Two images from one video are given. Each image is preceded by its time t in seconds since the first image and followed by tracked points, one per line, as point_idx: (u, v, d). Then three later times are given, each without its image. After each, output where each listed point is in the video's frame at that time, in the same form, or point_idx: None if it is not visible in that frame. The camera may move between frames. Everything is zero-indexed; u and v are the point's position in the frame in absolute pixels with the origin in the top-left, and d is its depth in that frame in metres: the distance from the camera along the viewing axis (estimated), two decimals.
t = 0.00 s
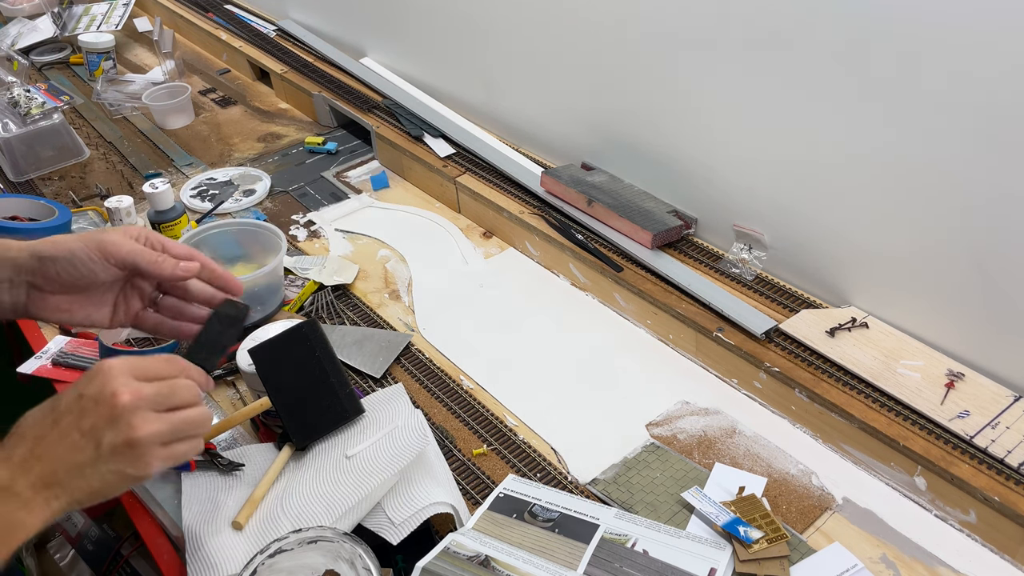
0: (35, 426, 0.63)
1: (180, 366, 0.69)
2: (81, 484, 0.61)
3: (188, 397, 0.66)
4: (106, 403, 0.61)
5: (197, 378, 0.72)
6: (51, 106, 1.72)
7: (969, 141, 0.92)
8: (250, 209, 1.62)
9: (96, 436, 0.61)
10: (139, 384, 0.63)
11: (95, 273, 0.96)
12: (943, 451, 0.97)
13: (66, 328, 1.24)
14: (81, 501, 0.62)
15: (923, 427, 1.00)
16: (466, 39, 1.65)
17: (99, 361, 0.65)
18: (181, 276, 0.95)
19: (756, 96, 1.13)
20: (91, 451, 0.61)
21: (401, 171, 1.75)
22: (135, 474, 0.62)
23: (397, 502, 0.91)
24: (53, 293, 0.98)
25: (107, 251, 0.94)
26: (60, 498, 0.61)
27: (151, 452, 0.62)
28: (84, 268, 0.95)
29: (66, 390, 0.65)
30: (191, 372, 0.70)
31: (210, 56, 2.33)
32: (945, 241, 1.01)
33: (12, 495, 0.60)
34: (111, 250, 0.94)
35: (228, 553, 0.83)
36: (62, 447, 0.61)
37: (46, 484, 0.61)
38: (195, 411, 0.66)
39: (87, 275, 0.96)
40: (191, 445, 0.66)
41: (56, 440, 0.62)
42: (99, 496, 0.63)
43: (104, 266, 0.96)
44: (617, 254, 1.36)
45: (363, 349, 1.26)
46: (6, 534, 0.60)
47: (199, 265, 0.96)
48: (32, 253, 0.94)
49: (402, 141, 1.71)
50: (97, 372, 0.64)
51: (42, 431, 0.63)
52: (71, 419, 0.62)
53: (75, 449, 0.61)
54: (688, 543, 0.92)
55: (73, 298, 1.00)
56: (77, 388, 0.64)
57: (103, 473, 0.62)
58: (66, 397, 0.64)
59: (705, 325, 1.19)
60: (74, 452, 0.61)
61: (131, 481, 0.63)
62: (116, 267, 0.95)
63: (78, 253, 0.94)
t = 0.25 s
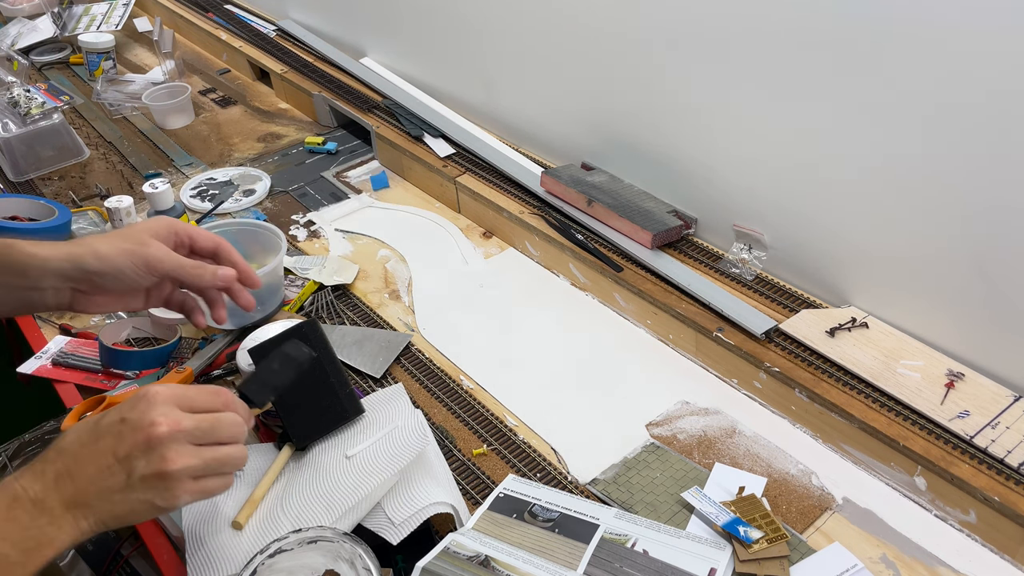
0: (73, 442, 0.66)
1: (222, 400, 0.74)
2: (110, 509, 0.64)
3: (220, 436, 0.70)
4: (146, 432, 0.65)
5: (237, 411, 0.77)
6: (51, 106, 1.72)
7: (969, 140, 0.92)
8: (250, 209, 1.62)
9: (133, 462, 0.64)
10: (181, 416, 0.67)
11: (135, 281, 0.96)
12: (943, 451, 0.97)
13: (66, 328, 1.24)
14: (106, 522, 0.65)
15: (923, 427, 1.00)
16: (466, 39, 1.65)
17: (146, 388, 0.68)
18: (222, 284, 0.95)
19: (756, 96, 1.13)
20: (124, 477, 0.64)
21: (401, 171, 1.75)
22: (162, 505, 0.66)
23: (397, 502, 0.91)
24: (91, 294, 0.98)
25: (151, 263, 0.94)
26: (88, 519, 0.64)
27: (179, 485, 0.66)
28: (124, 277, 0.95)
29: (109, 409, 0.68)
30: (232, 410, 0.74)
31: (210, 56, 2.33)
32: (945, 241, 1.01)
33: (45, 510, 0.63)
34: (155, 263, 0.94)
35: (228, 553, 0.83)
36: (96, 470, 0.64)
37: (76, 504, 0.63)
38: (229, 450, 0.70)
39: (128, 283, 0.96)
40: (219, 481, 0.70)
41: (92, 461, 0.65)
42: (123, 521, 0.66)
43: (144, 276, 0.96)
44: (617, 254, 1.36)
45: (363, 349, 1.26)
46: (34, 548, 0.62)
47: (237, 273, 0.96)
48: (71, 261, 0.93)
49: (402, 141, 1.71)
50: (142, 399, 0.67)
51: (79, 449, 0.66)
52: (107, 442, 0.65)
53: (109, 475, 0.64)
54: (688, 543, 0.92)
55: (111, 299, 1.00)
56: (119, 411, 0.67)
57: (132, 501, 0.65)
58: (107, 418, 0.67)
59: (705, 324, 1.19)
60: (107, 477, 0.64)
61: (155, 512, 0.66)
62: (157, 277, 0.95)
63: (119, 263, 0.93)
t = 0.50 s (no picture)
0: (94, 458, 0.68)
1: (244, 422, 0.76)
2: (127, 526, 0.66)
3: (240, 459, 0.71)
4: (166, 450, 0.67)
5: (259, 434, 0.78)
6: (51, 106, 1.72)
7: (969, 140, 0.92)
8: (250, 209, 1.62)
9: (152, 480, 0.66)
10: (202, 436, 0.69)
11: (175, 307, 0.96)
12: (943, 451, 0.97)
13: (66, 328, 1.24)
14: (123, 539, 0.67)
15: (923, 427, 1.00)
16: (466, 39, 1.65)
17: (169, 408, 0.70)
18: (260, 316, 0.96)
19: (756, 96, 1.13)
20: (143, 495, 0.66)
21: (401, 171, 1.75)
22: (178, 524, 0.67)
23: (397, 502, 0.91)
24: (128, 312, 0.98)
25: (194, 297, 0.93)
26: (105, 535, 0.66)
27: (197, 505, 0.67)
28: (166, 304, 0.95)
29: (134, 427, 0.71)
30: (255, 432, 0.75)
31: (210, 56, 2.33)
32: (945, 241, 1.00)
33: (64, 525, 0.65)
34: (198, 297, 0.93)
35: (229, 553, 0.83)
36: (116, 486, 0.66)
37: (94, 520, 0.66)
38: (249, 471, 0.71)
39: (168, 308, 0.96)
40: (237, 502, 0.71)
41: (113, 476, 0.67)
42: (139, 538, 0.68)
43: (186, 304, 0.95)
44: (617, 254, 1.36)
45: (363, 349, 1.26)
46: (53, 561, 0.65)
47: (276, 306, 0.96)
48: (115, 284, 0.92)
49: (403, 141, 1.71)
50: (164, 418, 0.70)
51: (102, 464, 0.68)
52: (127, 460, 0.68)
53: (128, 492, 0.66)
54: (688, 543, 0.91)
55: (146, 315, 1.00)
56: (142, 429, 0.69)
57: (150, 519, 0.67)
58: (129, 434, 0.69)
59: (705, 325, 1.19)
60: (126, 494, 0.66)
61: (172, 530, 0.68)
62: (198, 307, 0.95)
63: (163, 294, 0.93)
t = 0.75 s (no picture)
0: (101, 473, 0.70)
1: (251, 440, 0.77)
2: (132, 541, 0.69)
3: (246, 476, 0.73)
4: (173, 469, 0.69)
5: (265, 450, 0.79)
6: (51, 106, 1.72)
7: (969, 140, 0.92)
8: (250, 209, 1.62)
9: (158, 497, 0.68)
10: (208, 455, 0.70)
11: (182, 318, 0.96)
12: (943, 451, 0.97)
13: (66, 328, 1.24)
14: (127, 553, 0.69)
15: (923, 427, 1.00)
16: (466, 39, 1.65)
17: (176, 425, 0.72)
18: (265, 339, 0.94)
19: (756, 96, 1.13)
20: (149, 511, 0.68)
21: (401, 171, 1.75)
22: (182, 539, 0.70)
23: (397, 502, 0.91)
24: (138, 319, 0.98)
25: (203, 313, 0.93)
26: (110, 549, 0.68)
27: (201, 522, 0.69)
28: (175, 316, 0.95)
29: (140, 442, 0.72)
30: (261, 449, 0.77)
31: (210, 56, 2.33)
32: (945, 241, 1.01)
33: (70, 539, 0.68)
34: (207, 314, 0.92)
35: (229, 554, 0.84)
36: (123, 502, 0.68)
37: (100, 535, 0.68)
38: (254, 488, 0.73)
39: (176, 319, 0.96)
40: (240, 519, 0.72)
41: (119, 492, 0.69)
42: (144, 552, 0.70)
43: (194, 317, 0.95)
44: (617, 254, 1.36)
45: (363, 349, 1.26)
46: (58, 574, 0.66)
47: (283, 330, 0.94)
48: (127, 294, 0.93)
49: (403, 141, 1.71)
50: (171, 436, 0.71)
51: (109, 479, 0.70)
52: (133, 476, 0.69)
53: (135, 508, 0.68)
54: (688, 543, 0.91)
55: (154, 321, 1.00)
56: (148, 445, 0.71)
57: (155, 534, 0.69)
58: (136, 449, 0.71)
59: (705, 325, 1.19)
60: (132, 510, 0.69)
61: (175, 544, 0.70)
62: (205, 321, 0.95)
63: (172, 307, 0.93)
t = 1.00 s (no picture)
0: (112, 477, 0.71)
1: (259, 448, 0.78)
2: (142, 545, 0.69)
3: (254, 483, 0.74)
4: (184, 473, 0.69)
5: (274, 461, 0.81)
6: (51, 106, 1.72)
7: (969, 140, 0.92)
8: (250, 210, 1.62)
9: (169, 501, 0.69)
10: (219, 460, 0.72)
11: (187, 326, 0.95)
12: (943, 451, 0.97)
13: (66, 328, 1.24)
14: (136, 558, 0.69)
15: (923, 427, 1.00)
16: (466, 39, 1.65)
17: (186, 431, 0.73)
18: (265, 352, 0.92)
19: (756, 96, 1.13)
20: (159, 515, 0.69)
21: (401, 171, 1.75)
22: (191, 543, 0.70)
23: (397, 502, 0.91)
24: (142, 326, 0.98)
25: (207, 321, 0.92)
26: (120, 553, 0.68)
27: (210, 526, 0.70)
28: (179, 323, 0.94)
29: (150, 448, 0.73)
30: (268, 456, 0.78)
31: (210, 56, 2.33)
32: (945, 241, 1.01)
33: (81, 543, 0.67)
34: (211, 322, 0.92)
35: (229, 554, 0.84)
36: (134, 506, 0.69)
37: (110, 539, 0.68)
38: (262, 495, 0.74)
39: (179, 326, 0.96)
40: (247, 525, 0.73)
41: (130, 495, 0.69)
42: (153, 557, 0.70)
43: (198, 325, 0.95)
44: (617, 254, 1.36)
45: (363, 349, 1.26)
46: None
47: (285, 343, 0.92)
48: (134, 300, 0.93)
49: (403, 141, 1.71)
50: (182, 441, 0.72)
51: (119, 483, 0.71)
52: (144, 480, 0.70)
53: (145, 512, 0.69)
54: (688, 543, 0.92)
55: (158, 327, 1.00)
56: (159, 450, 0.72)
57: (165, 538, 0.69)
58: (146, 455, 0.72)
59: (705, 325, 1.19)
60: (143, 514, 0.69)
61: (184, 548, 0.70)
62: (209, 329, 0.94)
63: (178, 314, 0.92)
